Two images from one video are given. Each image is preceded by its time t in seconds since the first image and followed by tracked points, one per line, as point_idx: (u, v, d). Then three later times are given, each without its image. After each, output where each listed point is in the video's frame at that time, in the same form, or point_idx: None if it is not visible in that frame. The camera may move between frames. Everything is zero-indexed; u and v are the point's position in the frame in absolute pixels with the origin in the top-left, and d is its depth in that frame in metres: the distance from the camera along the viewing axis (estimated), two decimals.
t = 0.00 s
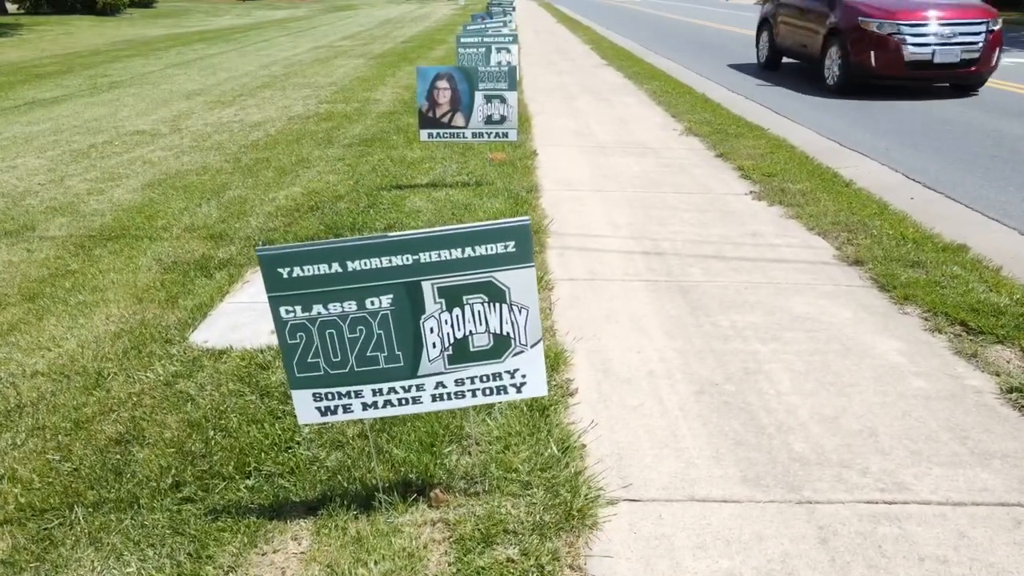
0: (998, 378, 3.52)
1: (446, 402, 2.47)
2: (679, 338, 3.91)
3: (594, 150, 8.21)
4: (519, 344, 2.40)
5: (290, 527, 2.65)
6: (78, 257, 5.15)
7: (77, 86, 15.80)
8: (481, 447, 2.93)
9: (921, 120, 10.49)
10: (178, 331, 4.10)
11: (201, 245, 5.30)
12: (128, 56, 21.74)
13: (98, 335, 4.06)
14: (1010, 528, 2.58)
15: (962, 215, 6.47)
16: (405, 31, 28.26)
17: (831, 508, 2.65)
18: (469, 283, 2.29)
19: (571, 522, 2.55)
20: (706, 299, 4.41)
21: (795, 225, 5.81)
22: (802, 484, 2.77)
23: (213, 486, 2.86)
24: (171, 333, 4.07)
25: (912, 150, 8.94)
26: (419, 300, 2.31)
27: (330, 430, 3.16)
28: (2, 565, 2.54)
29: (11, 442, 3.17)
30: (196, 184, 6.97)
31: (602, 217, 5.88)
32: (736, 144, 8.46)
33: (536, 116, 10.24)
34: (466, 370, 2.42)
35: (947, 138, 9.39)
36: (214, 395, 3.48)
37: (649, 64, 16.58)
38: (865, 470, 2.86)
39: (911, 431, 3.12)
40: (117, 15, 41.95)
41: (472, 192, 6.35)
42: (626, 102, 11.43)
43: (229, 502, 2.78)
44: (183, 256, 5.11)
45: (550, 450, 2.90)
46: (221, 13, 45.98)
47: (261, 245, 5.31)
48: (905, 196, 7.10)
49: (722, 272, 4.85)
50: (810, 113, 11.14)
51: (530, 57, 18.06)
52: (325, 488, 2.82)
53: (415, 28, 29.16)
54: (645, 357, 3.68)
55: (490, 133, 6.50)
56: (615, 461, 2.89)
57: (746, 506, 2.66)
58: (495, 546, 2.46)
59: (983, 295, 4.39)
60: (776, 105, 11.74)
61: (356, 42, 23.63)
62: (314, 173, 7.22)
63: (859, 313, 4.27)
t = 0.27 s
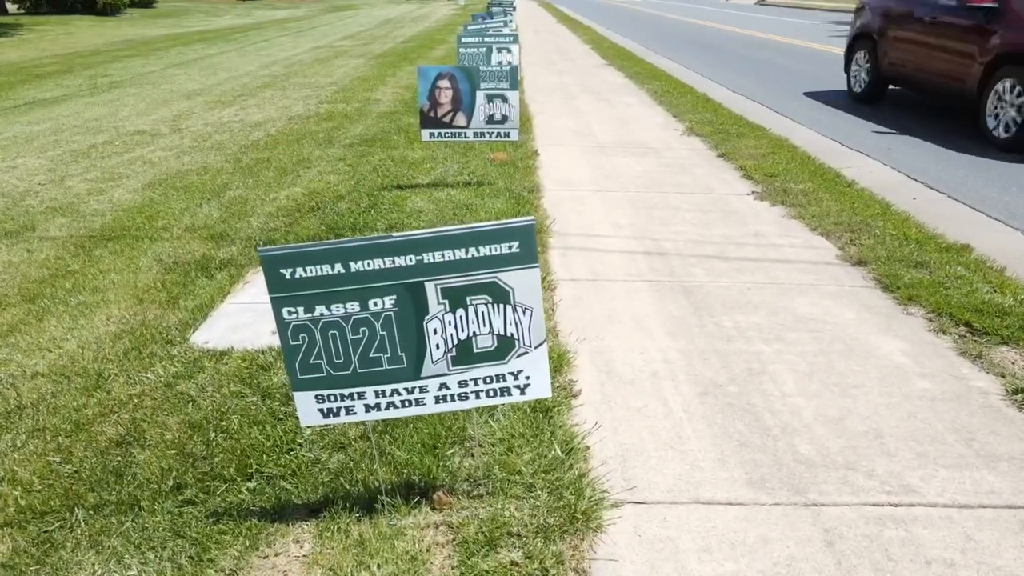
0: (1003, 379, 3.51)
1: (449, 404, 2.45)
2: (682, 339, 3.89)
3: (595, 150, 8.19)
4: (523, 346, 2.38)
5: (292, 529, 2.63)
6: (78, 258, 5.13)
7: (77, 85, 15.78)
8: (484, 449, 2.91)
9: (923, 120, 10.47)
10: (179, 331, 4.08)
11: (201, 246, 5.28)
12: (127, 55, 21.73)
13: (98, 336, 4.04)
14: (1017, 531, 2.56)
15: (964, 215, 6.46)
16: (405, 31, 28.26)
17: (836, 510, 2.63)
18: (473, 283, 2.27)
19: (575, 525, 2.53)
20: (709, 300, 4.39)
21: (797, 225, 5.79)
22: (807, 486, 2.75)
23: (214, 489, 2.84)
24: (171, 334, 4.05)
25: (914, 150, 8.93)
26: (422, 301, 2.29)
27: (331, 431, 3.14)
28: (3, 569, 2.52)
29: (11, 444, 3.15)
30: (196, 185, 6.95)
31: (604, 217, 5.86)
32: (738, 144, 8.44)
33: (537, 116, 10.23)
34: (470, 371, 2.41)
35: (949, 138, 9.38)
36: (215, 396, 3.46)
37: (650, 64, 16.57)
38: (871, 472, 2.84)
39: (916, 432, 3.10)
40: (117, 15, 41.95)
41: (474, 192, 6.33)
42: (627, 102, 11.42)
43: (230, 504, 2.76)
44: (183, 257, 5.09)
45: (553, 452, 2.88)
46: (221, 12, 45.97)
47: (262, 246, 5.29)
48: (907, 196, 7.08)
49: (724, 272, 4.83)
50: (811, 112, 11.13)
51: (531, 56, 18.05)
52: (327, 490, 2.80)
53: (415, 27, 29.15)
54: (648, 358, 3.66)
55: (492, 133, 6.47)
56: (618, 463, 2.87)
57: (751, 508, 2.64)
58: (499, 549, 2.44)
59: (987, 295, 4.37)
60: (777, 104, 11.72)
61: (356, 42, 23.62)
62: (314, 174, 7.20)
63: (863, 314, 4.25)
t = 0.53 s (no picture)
0: (1016, 386, 3.44)
1: (453, 415, 2.39)
2: (688, 345, 3.83)
3: (597, 151, 8.13)
4: (528, 355, 2.32)
5: (291, 543, 2.57)
6: (75, 261, 5.06)
7: (76, 85, 15.71)
8: (488, 460, 2.85)
9: (926, 121, 10.41)
10: (177, 337, 4.02)
11: (200, 249, 5.21)
12: (127, 55, 21.68)
13: (94, 342, 3.97)
14: None
15: (970, 217, 6.39)
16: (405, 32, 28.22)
17: (849, 524, 2.57)
18: (477, 291, 2.21)
19: (581, 539, 2.47)
20: (715, 304, 4.33)
21: (802, 228, 5.73)
22: (818, 498, 2.69)
23: (212, 500, 2.78)
24: (169, 340, 3.98)
25: (918, 151, 8.87)
26: (425, 310, 2.23)
27: (332, 440, 3.08)
28: None
29: (6, 453, 3.09)
30: (195, 186, 6.89)
31: (607, 219, 5.80)
32: (741, 145, 8.38)
33: (538, 117, 10.17)
34: (475, 381, 2.35)
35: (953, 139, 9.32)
36: (213, 404, 3.40)
37: (651, 64, 16.51)
38: (884, 483, 2.78)
39: (928, 441, 3.03)
40: (117, 15, 41.90)
41: (475, 194, 6.27)
42: (629, 103, 11.36)
43: (228, 516, 2.70)
44: (182, 260, 5.02)
45: (559, 462, 2.82)
46: (221, 12, 45.92)
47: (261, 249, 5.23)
48: (912, 197, 7.02)
49: (730, 276, 4.76)
50: (814, 113, 11.07)
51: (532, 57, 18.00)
52: (328, 502, 2.74)
53: (415, 27, 29.09)
54: (654, 365, 3.59)
55: (493, 134, 6.42)
56: (625, 474, 2.81)
57: (762, 521, 2.57)
58: (504, 564, 2.38)
59: (997, 300, 4.31)
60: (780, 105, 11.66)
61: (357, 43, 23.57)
62: (314, 175, 7.14)
63: (871, 319, 4.18)
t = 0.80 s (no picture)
0: None
1: (454, 438, 2.27)
2: (695, 357, 3.71)
3: (599, 154, 8.02)
4: (532, 375, 2.20)
5: (284, 570, 2.45)
6: (66, 268, 4.95)
7: (74, 86, 15.60)
8: (490, 482, 2.73)
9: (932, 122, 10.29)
10: (169, 348, 3.90)
11: (194, 256, 5.09)
12: (125, 56, 21.58)
13: (84, 353, 3.86)
14: None
15: (979, 221, 6.28)
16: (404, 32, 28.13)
17: (869, 550, 2.45)
18: (479, 308, 2.09)
19: (588, 567, 2.36)
20: (723, 314, 4.21)
21: (810, 233, 5.62)
22: (835, 521, 2.58)
23: (202, 523, 2.66)
24: (161, 351, 3.87)
25: (924, 154, 8.75)
26: (425, 327, 2.11)
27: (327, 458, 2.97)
28: None
29: None
30: (191, 190, 6.77)
31: (611, 224, 5.68)
32: (745, 148, 8.26)
33: (539, 118, 10.06)
34: (477, 402, 2.23)
35: (959, 141, 9.21)
36: (205, 419, 3.28)
37: (652, 65, 16.40)
38: (903, 505, 2.66)
39: (948, 460, 2.92)
40: (116, 15, 41.83)
41: (476, 198, 6.15)
42: (630, 104, 11.25)
43: (219, 540, 2.58)
44: (176, 267, 4.91)
45: (564, 483, 2.70)
46: (221, 12, 45.86)
47: (256, 256, 5.11)
48: (920, 201, 6.90)
49: (737, 284, 4.65)
50: (817, 115, 10.95)
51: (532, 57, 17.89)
52: (323, 526, 2.62)
53: (415, 28, 28.99)
54: (661, 378, 3.48)
55: (494, 137, 6.32)
56: (634, 495, 2.70)
57: (778, 547, 2.46)
58: None
59: (1012, 309, 4.19)
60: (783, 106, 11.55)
61: (356, 43, 23.49)
62: (312, 179, 7.03)
63: (882, 330, 4.06)
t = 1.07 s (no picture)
0: None
1: (449, 476, 2.13)
2: (704, 375, 3.55)
3: (601, 158, 7.86)
4: (535, 411, 2.06)
5: None
6: (51, 278, 4.78)
7: (70, 87, 15.45)
8: (490, 515, 2.57)
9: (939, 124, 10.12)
10: (154, 364, 3.74)
11: (183, 265, 4.93)
12: (122, 57, 21.41)
13: (65, 370, 3.69)
14: None
15: (993, 228, 6.11)
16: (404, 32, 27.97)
17: None
18: (476, 341, 1.95)
19: None
20: (732, 328, 4.05)
21: (819, 240, 5.45)
22: (858, 560, 2.41)
23: (182, 560, 2.50)
24: (145, 367, 3.70)
25: (933, 157, 8.59)
26: (417, 360, 1.97)
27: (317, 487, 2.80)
28: None
29: None
30: (183, 195, 6.61)
31: (614, 232, 5.52)
32: (750, 151, 8.10)
33: (540, 121, 9.90)
34: (475, 439, 2.08)
35: (968, 143, 9.04)
36: (189, 443, 3.12)
37: (654, 66, 16.23)
38: (930, 541, 2.49)
39: (975, 490, 2.75)
40: (115, 15, 41.67)
41: (475, 204, 5.99)
42: (633, 105, 11.09)
43: None
44: (165, 277, 4.75)
45: (568, 517, 2.54)
46: (220, 12, 45.68)
47: (248, 265, 4.95)
48: (931, 207, 6.73)
49: (746, 296, 4.48)
50: (823, 117, 10.79)
51: (533, 58, 17.73)
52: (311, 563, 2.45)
53: (415, 28, 28.82)
54: (669, 398, 3.32)
55: (494, 142, 6.13)
56: (642, 530, 2.54)
57: None
58: None
59: None
60: (787, 108, 11.39)
61: (356, 43, 23.33)
62: (308, 184, 6.86)
63: (899, 344, 3.89)
